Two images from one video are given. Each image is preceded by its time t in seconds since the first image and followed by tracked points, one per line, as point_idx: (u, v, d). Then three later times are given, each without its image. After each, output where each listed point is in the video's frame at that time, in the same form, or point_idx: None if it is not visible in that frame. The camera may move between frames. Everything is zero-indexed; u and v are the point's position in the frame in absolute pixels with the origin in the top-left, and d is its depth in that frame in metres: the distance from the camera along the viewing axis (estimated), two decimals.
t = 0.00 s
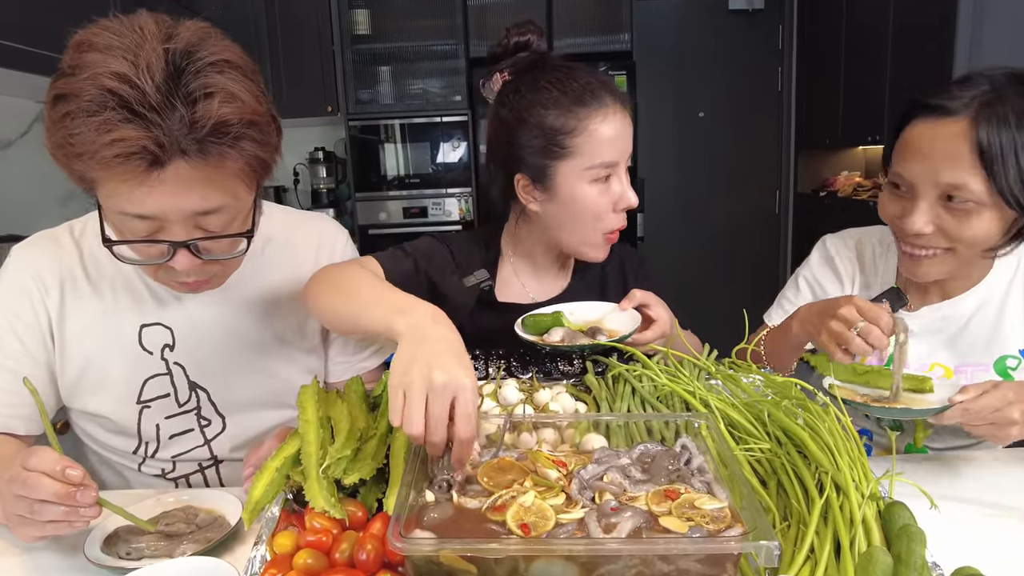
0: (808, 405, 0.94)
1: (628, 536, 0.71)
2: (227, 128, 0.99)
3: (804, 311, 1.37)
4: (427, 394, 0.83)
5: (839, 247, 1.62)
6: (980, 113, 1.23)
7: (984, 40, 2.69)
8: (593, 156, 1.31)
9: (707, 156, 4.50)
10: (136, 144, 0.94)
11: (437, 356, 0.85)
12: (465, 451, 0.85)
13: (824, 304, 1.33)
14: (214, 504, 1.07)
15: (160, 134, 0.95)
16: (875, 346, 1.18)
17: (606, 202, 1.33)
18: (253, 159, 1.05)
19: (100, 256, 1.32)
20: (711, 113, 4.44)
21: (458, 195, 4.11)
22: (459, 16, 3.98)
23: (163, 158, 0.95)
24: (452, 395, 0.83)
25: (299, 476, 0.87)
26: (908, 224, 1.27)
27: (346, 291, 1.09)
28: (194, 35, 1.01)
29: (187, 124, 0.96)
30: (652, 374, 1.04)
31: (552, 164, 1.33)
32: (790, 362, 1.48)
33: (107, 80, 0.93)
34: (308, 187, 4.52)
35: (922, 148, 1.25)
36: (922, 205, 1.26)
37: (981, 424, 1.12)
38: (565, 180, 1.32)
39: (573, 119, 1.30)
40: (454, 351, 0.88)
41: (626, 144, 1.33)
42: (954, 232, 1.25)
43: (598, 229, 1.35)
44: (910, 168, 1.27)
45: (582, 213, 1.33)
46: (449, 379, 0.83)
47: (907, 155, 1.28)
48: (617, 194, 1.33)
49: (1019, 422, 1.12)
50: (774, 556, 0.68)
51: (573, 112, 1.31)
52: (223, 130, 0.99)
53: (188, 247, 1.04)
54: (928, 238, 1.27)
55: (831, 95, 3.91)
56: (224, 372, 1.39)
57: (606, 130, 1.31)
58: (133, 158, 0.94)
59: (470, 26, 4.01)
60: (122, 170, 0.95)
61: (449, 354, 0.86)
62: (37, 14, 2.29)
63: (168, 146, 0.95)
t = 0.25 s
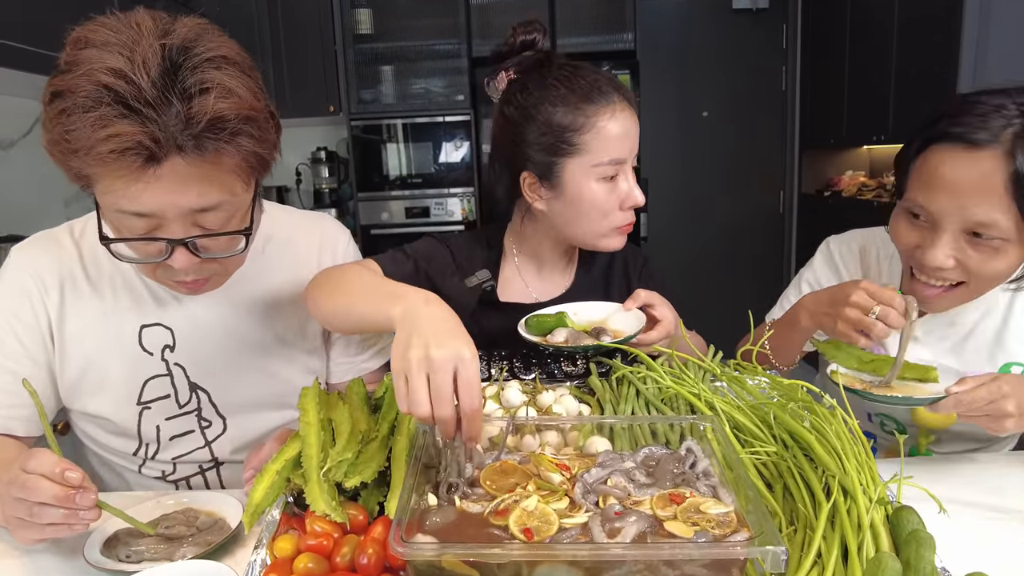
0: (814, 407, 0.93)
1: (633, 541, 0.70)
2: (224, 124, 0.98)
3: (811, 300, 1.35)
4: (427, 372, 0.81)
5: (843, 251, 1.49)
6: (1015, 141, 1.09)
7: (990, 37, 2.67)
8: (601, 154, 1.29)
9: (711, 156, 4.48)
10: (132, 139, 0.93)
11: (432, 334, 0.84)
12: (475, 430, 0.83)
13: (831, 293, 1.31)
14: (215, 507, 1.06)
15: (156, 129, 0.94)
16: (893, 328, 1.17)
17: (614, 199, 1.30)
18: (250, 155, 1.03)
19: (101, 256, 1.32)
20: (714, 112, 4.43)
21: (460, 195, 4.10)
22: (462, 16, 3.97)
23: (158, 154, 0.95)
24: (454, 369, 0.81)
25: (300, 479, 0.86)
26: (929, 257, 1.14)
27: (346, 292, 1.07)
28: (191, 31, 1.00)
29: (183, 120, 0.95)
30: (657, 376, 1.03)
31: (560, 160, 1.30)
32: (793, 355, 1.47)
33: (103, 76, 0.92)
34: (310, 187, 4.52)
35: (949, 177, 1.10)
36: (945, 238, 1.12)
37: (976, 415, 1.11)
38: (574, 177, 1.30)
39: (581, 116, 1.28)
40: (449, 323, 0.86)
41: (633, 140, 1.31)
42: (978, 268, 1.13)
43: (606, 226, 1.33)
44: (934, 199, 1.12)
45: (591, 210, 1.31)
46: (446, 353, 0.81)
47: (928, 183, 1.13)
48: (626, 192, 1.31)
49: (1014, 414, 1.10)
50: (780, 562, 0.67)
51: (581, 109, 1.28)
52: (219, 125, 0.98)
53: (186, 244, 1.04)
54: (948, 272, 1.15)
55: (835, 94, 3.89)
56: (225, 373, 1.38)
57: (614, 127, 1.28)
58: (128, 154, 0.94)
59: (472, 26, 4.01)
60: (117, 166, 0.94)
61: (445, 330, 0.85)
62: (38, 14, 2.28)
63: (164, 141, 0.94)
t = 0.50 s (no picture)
0: (814, 409, 0.92)
1: (632, 544, 0.69)
2: (221, 122, 0.98)
3: (813, 298, 1.33)
4: (433, 387, 0.81)
5: (843, 251, 1.47)
6: None
7: (994, 38, 2.66)
8: (601, 150, 1.28)
9: (713, 156, 4.48)
10: (129, 139, 0.93)
11: (438, 349, 0.83)
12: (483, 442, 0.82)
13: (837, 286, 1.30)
14: (213, 508, 1.06)
15: (153, 128, 0.93)
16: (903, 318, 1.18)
17: (615, 196, 1.29)
18: (249, 154, 1.03)
19: (99, 257, 1.31)
20: (716, 112, 4.42)
21: (461, 195, 4.09)
22: (463, 16, 3.97)
23: (156, 153, 0.94)
24: (459, 385, 0.81)
25: (297, 481, 0.86)
26: (932, 264, 1.13)
27: (345, 293, 1.07)
28: (189, 29, 1.00)
29: (180, 119, 0.94)
30: (657, 377, 1.02)
31: (560, 158, 1.30)
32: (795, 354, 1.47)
33: (100, 75, 0.92)
34: (312, 187, 4.52)
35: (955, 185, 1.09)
36: (950, 246, 1.11)
37: (976, 407, 1.12)
38: (574, 174, 1.29)
39: (580, 113, 1.28)
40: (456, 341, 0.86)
41: (632, 137, 1.30)
42: (980, 277, 1.12)
43: (608, 224, 1.31)
44: (942, 206, 1.10)
45: (591, 208, 1.30)
46: (451, 369, 0.81)
47: (938, 189, 1.11)
48: (627, 188, 1.29)
49: (1014, 408, 1.11)
50: (781, 565, 0.66)
51: (579, 106, 1.28)
52: (217, 124, 0.97)
53: (184, 245, 1.03)
54: (950, 280, 1.14)
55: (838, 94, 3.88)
56: (224, 374, 1.38)
57: (613, 123, 1.28)
58: (126, 153, 0.93)
59: (474, 25, 4.00)
60: (114, 166, 0.94)
61: (450, 347, 0.84)
62: (38, 14, 2.28)
63: (162, 140, 0.94)
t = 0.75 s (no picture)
0: (806, 407, 0.92)
1: (621, 543, 0.69)
2: (216, 124, 0.98)
3: (810, 296, 1.33)
4: (429, 394, 0.80)
5: (839, 250, 1.46)
6: None
7: (993, 38, 2.65)
8: (594, 150, 1.28)
9: (713, 156, 4.47)
10: (123, 142, 0.92)
11: (435, 356, 0.83)
12: (477, 454, 0.82)
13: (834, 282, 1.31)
14: (207, 507, 1.06)
15: (147, 131, 0.93)
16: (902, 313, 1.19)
17: (608, 197, 1.29)
18: (244, 155, 1.03)
19: (94, 257, 1.32)
20: (716, 112, 4.41)
21: (461, 195, 4.09)
22: (463, 16, 3.97)
23: (150, 156, 0.94)
24: (455, 395, 0.80)
25: (288, 479, 0.86)
26: (927, 267, 1.12)
27: (338, 292, 1.07)
28: (181, 30, 0.99)
29: (174, 121, 0.94)
30: (650, 376, 1.02)
31: (552, 158, 1.30)
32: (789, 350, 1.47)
33: (93, 77, 0.92)
34: (312, 187, 4.52)
35: (953, 188, 1.07)
36: (945, 251, 1.11)
37: (971, 404, 1.11)
38: (565, 174, 1.29)
39: (573, 113, 1.28)
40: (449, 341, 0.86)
41: (625, 137, 1.30)
42: (975, 281, 1.12)
43: (603, 224, 1.31)
44: (940, 210, 1.09)
45: (584, 209, 1.30)
46: (449, 378, 0.80)
47: (936, 194, 1.10)
48: (620, 190, 1.29)
49: (1008, 404, 1.10)
50: (771, 564, 0.66)
51: (571, 106, 1.28)
52: (211, 125, 0.97)
53: (180, 246, 1.03)
54: (945, 285, 1.13)
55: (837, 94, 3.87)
56: (218, 374, 1.38)
57: (606, 124, 1.28)
58: (120, 156, 0.93)
59: (473, 26, 4.00)
60: (109, 168, 0.94)
61: (445, 350, 0.84)
62: (37, 14, 2.28)
63: (156, 142, 0.94)
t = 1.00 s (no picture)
0: (791, 406, 0.91)
1: (601, 542, 0.69)
2: (207, 125, 0.98)
3: (800, 296, 1.32)
4: (406, 399, 0.81)
5: (829, 250, 1.45)
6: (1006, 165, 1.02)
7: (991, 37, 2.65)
8: (579, 167, 1.27)
9: (710, 156, 4.47)
10: (116, 143, 0.92)
11: (414, 363, 0.83)
12: (443, 465, 0.81)
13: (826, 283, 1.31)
14: (193, 507, 1.06)
15: (140, 132, 0.93)
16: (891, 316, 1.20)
17: (594, 212, 1.30)
18: (236, 157, 1.03)
19: (82, 257, 1.32)
20: (713, 112, 4.41)
21: (459, 195, 4.09)
22: (460, 16, 3.97)
23: (142, 158, 0.94)
24: (431, 402, 0.81)
25: (270, 478, 0.85)
26: (915, 272, 1.13)
27: (324, 292, 1.07)
28: (172, 31, 0.99)
29: (166, 123, 0.94)
30: (637, 375, 1.02)
31: (536, 173, 1.30)
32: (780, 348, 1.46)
33: (83, 78, 0.91)
34: (309, 187, 4.53)
35: (930, 197, 1.08)
36: (930, 256, 1.11)
37: (960, 401, 1.12)
38: (550, 190, 1.30)
39: (557, 129, 1.26)
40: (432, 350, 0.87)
41: (612, 149, 1.28)
42: (962, 283, 1.13)
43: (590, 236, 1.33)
44: (922, 218, 1.09)
45: (570, 223, 1.32)
46: (429, 384, 0.81)
47: (916, 202, 1.10)
48: (605, 205, 1.30)
49: (1000, 403, 1.10)
50: (752, 564, 0.66)
51: (557, 121, 1.26)
52: (203, 127, 0.97)
53: (170, 247, 1.04)
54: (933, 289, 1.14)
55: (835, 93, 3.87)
56: (207, 373, 1.39)
57: (591, 139, 1.26)
58: (113, 157, 0.93)
59: (470, 26, 4.00)
60: (100, 170, 0.94)
61: (425, 356, 0.85)
62: (31, 15, 2.29)
63: (149, 144, 0.94)
